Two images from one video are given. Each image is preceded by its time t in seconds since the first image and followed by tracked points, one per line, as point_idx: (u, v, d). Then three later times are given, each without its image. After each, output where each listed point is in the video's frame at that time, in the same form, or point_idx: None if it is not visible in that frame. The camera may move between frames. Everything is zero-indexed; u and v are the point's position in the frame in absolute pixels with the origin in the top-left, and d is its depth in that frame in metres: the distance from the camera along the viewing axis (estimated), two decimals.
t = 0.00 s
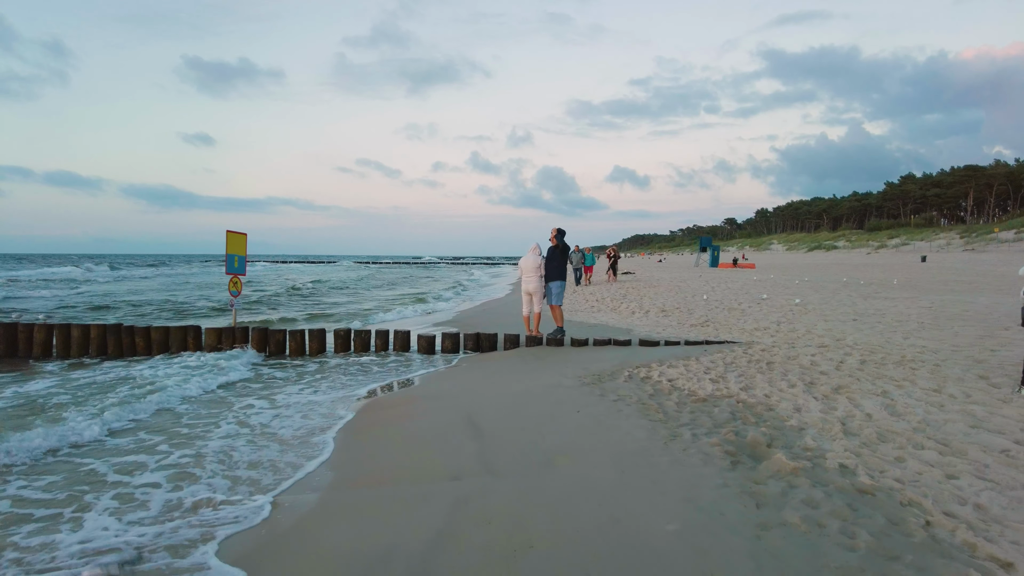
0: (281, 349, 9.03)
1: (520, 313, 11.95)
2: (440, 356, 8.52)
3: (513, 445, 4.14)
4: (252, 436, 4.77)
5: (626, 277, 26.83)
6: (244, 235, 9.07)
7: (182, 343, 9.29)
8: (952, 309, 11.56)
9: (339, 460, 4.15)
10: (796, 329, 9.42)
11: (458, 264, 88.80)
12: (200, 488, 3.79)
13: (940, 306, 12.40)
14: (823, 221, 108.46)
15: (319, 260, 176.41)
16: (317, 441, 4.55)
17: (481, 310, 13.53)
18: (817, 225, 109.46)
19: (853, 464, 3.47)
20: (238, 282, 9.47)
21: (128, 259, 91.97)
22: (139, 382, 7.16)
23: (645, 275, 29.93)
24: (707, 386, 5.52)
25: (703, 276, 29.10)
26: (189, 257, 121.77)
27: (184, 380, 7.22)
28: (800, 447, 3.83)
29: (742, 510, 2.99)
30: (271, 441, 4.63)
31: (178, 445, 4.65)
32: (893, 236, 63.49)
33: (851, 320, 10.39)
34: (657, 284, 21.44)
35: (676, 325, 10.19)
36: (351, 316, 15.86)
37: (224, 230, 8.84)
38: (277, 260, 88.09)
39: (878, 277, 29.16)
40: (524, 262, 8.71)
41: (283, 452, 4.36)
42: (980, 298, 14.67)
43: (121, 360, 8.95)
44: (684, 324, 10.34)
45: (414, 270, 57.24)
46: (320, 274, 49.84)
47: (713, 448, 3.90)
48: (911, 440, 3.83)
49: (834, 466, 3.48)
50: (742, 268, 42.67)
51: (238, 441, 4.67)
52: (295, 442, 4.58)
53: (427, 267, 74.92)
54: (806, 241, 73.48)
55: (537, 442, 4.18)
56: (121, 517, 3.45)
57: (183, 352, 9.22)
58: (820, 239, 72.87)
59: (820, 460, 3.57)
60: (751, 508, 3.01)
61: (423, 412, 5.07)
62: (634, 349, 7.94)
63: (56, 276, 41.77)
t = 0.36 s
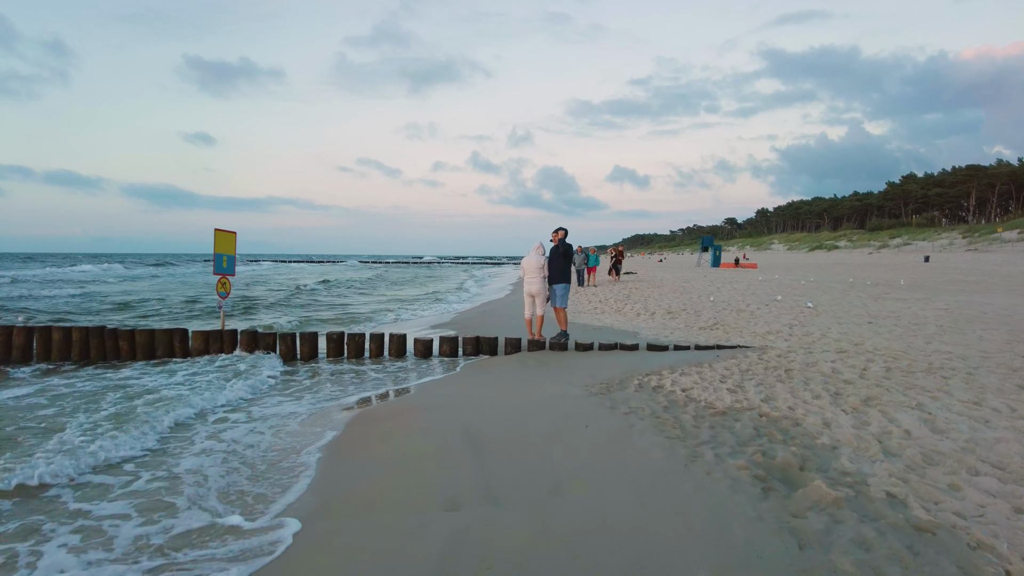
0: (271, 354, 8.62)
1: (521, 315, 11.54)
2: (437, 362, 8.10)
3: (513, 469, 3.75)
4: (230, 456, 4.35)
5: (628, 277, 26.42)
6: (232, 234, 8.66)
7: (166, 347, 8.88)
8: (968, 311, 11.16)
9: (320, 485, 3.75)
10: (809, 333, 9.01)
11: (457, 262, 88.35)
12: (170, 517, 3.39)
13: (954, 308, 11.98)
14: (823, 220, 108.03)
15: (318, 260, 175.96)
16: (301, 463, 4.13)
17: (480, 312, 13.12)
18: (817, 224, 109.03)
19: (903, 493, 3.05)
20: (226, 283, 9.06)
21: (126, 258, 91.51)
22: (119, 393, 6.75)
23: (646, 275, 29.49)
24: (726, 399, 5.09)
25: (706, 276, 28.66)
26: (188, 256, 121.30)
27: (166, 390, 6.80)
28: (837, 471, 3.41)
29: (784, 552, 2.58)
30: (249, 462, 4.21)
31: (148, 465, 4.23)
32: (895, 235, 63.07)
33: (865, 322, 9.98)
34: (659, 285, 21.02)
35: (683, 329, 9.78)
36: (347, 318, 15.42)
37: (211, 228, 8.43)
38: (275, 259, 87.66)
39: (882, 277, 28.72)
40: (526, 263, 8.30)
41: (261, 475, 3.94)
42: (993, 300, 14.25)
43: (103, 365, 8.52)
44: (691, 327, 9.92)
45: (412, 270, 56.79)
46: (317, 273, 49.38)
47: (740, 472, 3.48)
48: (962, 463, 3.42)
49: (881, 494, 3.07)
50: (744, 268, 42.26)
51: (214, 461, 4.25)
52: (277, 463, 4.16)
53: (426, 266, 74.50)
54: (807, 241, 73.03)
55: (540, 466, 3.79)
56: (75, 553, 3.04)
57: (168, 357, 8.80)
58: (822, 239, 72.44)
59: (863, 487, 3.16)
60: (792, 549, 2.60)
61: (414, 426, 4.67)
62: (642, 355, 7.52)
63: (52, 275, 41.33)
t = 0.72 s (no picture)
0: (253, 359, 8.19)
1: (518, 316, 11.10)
2: (428, 366, 7.66)
3: (504, 492, 3.33)
4: (196, 481, 3.93)
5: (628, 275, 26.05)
6: (213, 232, 8.26)
7: (145, 351, 8.46)
8: (984, 310, 10.71)
9: (286, 510, 3.34)
10: (820, 334, 8.57)
11: (456, 262, 88.02)
12: (111, 554, 2.96)
13: (967, 308, 11.54)
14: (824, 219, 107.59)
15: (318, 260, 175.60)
16: (271, 486, 3.71)
17: (477, 313, 12.69)
18: (818, 223, 108.61)
19: (954, 525, 2.61)
20: (208, 283, 8.64)
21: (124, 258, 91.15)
22: (87, 402, 6.32)
23: (647, 274, 29.05)
24: (738, 409, 4.66)
25: (708, 275, 28.23)
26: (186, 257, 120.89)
27: (138, 399, 6.38)
28: (871, 495, 2.98)
29: None
30: (215, 487, 3.78)
31: (102, 489, 3.80)
32: (897, 234, 62.62)
33: (876, 323, 9.55)
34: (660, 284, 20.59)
35: (687, 330, 9.33)
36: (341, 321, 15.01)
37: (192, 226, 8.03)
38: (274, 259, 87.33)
39: (886, 276, 28.27)
40: (522, 262, 7.87)
41: (226, 502, 3.51)
42: (1006, 298, 13.78)
43: (77, 370, 8.09)
44: (695, 328, 9.49)
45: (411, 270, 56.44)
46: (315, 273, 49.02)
47: (760, 497, 3.05)
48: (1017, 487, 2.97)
49: (927, 526, 2.63)
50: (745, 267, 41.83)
51: (176, 488, 3.82)
52: (244, 487, 3.73)
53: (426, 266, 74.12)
54: (809, 240, 72.64)
55: (534, 488, 3.38)
56: None
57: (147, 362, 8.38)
58: (823, 238, 72.02)
59: (906, 516, 2.72)
60: None
61: (397, 439, 4.26)
62: (645, 358, 7.09)
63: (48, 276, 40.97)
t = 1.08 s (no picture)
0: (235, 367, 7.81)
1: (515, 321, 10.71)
2: (418, 375, 7.26)
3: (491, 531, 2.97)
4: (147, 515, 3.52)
5: (628, 276, 25.67)
6: (191, 234, 7.89)
7: (121, 359, 8.03)
8: (999, 314, 10.31)
9: (246, 550, 2.97)
10: (831, 340, 8.17)
11: (454, 262, 87.66)
12: None
13: (981, 311, 11.13)
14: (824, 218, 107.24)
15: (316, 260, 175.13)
16: (235, 520, 3.34)
17: (472, 317, 12.29)
18: (818, 222, 108.28)
19: None
20: (187, 287, 8.29)
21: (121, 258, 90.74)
22: (52, 414, 5.91)
23: (647, 275, 28.65)
24: (752, 429, 4.26)
25: (709, 275, 27.86)
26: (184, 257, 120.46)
27: (107, 411, 5.96)
28: (915, 541, 2.59)
29: None
30: (168, 523, 3.38)
31: (41, 525, 3.40)
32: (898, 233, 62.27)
33: (888, 327, 9.14)
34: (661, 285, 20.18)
35: (690, 335, 8.94)
36: (334, 325, 14.60)
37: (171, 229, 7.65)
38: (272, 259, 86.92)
39: (889, 276, 27.90)
40: (518, 265, 7.46)
41: (183, 540, 3.13)
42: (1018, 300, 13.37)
43: (50, 380, 7.70)
44: (699, 333, 9.10)
45: (408, 271, 56.01)
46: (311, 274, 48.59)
47: (787, 541, 2.66)
48: None
49: None
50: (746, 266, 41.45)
51: (125, 522, 3.42)
52: (205, 522, 3.36)
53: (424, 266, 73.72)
54: (808, 239, 72.29)
55: (526, 523, 3.03)
56: None
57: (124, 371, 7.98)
58: (823, 237, 71.64)
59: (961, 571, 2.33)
60: None
61: (377, 470, 3.88)
62: (647, 367, 6.70)
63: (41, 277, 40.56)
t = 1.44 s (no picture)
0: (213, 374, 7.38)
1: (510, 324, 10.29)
2: (406, 382, 6.82)
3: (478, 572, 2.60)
4: (85, 556, 3.06)
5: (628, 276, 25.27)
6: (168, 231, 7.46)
7: (93, 364, 7.57)
8: (1014, 317, 9.91)
9: None
10: (843, 345, 7.73)
11: (452, 262, 87.18)
12: None
13: (994, 313, 10.72)
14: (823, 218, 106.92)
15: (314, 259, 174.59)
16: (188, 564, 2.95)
17: (466, 319, 11.86)
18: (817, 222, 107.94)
19: None
20: (163, 287, 7.85)
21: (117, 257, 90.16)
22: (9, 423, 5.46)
23: (646, 275, 28.25)
24: (770, 448, 3.82)
25: (709, 275, 27.45)
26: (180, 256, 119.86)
27: (69, 414, 5.50)
28: None
29: None
30: (98, 575, 2.90)
31: None
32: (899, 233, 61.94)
33: (902, 331, 8.70)
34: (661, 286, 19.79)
35: (693, 339, 8.52)
36: (325, 327, 14.16)
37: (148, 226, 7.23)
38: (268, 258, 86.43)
39: (892, 276, 27.52)
40: (513, 265, 7.03)
41: None
42: None
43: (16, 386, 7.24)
44: (702, 336, 8.68)
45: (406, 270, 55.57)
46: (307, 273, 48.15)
47: None
48: None
49: None
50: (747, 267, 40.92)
51: (51, 573, 2.95)
52: (152, 566, 2.94)
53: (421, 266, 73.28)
54: (808, 239, 71.92)
55: (519, 561, 2.66)
56: None
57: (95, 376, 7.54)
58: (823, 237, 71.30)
59: None
60: None
61: (347, 503, 3.47)
62: (650, 374, 6.27)
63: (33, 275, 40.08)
